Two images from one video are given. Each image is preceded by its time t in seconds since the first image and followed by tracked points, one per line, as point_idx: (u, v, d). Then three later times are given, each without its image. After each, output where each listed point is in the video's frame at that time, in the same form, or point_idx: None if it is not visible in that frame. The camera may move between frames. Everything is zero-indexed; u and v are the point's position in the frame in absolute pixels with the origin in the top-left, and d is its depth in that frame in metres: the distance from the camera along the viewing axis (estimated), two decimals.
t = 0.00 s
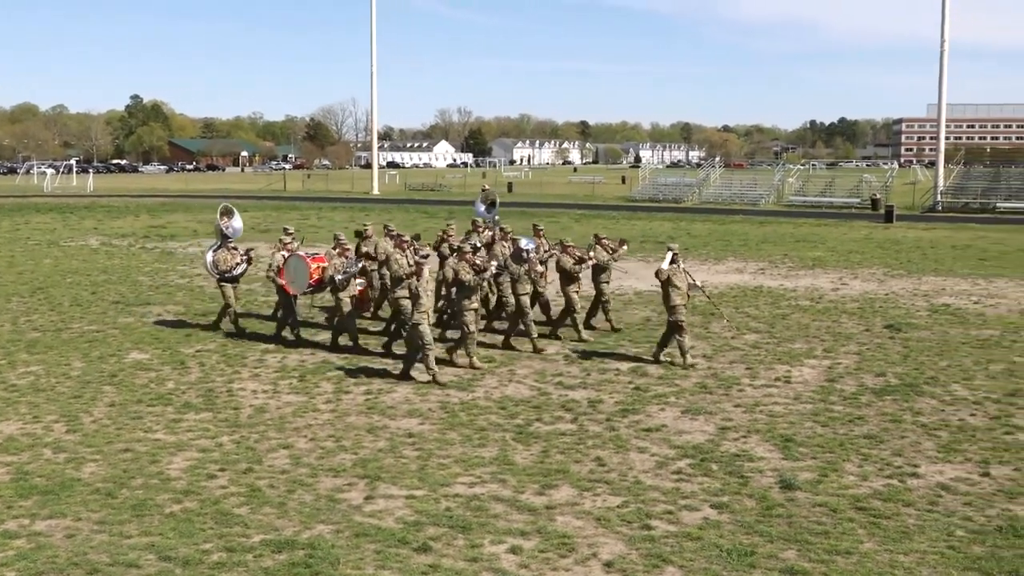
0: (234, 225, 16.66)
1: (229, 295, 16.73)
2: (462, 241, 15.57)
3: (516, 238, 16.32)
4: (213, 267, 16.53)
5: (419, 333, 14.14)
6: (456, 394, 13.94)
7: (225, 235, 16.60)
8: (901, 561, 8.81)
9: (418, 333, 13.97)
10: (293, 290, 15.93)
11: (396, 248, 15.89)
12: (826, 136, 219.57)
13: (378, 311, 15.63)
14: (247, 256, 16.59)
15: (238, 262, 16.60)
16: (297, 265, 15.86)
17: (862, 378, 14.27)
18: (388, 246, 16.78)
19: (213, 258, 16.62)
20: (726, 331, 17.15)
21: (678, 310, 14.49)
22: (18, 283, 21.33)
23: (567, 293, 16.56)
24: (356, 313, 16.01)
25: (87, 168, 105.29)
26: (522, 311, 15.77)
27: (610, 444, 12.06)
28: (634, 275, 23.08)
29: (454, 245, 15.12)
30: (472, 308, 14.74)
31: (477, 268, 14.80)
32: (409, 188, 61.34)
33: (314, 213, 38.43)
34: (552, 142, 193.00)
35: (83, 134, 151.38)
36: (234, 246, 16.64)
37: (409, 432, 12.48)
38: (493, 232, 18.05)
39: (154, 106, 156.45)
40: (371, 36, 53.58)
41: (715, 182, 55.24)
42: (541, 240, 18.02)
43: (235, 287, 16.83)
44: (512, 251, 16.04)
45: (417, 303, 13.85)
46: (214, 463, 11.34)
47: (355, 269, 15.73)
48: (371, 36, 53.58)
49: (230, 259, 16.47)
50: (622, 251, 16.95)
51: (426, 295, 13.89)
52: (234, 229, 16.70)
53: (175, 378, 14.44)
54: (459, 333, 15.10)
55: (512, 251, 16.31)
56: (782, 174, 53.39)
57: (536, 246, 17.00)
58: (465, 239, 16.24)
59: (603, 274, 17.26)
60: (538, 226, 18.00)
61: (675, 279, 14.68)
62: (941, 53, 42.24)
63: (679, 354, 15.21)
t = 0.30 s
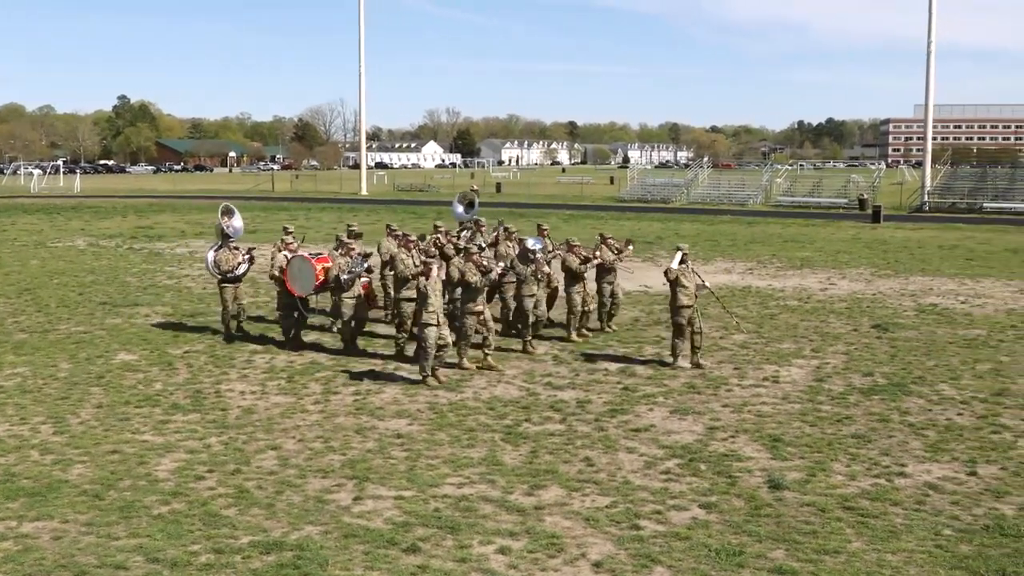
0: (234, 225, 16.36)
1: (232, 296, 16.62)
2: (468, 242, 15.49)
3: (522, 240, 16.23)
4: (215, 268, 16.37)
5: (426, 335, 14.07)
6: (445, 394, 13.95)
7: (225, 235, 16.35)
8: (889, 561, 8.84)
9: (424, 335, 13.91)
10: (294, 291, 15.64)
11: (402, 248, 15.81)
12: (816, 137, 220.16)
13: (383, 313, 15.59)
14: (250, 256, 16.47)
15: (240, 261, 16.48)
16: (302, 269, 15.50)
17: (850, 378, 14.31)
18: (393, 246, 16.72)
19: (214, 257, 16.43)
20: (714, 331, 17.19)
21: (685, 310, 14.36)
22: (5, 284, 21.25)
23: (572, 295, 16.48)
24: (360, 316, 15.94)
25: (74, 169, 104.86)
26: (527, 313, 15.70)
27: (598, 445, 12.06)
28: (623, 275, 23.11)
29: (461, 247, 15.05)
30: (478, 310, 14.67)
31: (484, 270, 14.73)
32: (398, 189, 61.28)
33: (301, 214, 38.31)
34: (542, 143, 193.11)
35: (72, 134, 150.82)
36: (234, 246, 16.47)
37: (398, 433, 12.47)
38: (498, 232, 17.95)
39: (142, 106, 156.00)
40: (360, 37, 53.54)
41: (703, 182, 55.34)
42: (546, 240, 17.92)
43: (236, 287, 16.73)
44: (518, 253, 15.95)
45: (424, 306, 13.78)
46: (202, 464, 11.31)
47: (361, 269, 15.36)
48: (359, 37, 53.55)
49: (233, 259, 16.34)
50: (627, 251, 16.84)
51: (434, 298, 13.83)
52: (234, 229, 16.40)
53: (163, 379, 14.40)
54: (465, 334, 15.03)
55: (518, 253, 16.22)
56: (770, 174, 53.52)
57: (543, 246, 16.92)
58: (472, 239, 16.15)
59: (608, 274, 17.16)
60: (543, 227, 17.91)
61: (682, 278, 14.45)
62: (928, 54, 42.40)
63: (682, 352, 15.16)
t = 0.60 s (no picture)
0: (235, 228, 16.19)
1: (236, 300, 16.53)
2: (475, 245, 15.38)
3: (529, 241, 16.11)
4: (218, 271, 16.27)
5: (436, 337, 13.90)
6: (433, 395, 13.94)
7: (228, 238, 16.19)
8: (876, 560, 8.86)
9: (434, 338, 13.78)
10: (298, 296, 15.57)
11: (408, 251, 15.65)
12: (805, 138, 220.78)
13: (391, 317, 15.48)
14: (253, 260, 16.36)
15: (244, 265, 16.37)
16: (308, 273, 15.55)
17: (836, 378, 14.35)
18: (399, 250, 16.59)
19: (217, 261, 16.30)
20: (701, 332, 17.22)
21: (696, 315, 14.17)
22: None
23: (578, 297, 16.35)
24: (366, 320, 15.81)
25: (59, 169, 104.18)
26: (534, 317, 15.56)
27: (586, 445, 12.07)
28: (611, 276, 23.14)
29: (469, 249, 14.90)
30: (486, 312, 14.47)
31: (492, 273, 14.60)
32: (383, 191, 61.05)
33: (287, 215, 38.20)
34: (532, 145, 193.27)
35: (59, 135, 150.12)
36: (236, 249, 16.36)
37: (386, 434, 12.46)
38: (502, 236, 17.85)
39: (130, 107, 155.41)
40: (347, 38, 53.46)
41: (691, 183, 55.42)
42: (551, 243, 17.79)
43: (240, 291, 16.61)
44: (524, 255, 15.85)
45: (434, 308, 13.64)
46: (189, 466, 11.28)
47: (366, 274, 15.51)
48: (347, 38, 53.46)
49: (236, 262, 16.23)
50: (633, 254, 16.75)
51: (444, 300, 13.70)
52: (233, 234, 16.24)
53: (149, 381, 14.35)
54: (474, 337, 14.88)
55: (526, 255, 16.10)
56: (757, 175, 53.65)
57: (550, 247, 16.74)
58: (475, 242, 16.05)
59: (613, 276, 17.07)
60: (548, 229, 17.78)
61: (693, 283, 14.19)
62: (914, 56, 42.58)
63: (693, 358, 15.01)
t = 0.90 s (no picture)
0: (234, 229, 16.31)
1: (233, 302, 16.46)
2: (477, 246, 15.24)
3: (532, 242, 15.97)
4: (217, 273, 16.22)
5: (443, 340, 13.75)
6: (415, 396, 13.93)
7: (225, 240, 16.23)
8: (858, 559, 8.90)
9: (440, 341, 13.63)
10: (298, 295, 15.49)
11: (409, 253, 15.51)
12: (791, 138, 221.58)
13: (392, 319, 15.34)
14: (250, 260, 16.32)
15: (241, 267, 16.33)
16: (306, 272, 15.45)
17: (818, 378, 14.40)
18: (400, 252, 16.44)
19: (215, 263, 16.26)
20: (684, 333, 17.26)
21: (704, 317, 14.16)
22: None
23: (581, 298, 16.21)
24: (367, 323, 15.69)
25: (40, 170, 103.55)
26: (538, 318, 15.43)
27: (569, 446, 12.07)
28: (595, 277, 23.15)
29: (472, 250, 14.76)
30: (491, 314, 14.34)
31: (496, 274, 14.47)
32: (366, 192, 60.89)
33: (269, 216, 38.09)
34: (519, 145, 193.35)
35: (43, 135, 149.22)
36: (235, 251, 16.33)
37: (368, 435, 12.45)
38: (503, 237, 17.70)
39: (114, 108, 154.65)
40: (330, 39, 53.34)
41: (674, 183, 55.54)
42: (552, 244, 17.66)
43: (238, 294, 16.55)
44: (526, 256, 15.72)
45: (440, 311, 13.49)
46: (171, 468, 11.25)
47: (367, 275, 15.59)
48: (329, 39, 53.35)
49: (234, 264, 16.17)
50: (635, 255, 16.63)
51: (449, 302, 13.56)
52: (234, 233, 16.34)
53: (131, 383, 14.29)
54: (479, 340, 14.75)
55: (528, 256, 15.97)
56: (739, 175, 53.80)
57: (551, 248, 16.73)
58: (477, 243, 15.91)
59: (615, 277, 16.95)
60: (548, 230, 17.67)
61: (699, 284, 14.29)
62: (895, 57, 42.79)
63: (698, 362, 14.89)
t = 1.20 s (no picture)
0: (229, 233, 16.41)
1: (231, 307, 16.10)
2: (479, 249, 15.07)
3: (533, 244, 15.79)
4: (215, 277, 15.86)
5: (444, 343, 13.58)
6: (398, 398, 13.92)
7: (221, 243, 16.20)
8: (839, 558, 8.93)
9: (441, 345, 13.47)
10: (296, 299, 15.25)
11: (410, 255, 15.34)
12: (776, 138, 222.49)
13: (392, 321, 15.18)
14: (248, 264, 16.04)
15: (240, 271, 16.02)
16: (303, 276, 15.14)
17: (800, 378, 14.46)
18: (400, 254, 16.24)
19: (212, 267, 15.91)
20: (666, 334, 17.30)
21: (708, 319, 14.03)
22: None
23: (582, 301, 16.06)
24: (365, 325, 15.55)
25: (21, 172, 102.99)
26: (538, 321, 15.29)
27: (552, 447, 12.08)
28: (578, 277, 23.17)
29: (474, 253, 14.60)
30: (494, 318, 14.18)
31: (500, 277, 14.30)
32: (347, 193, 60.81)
33: (249, 217, 38.03)
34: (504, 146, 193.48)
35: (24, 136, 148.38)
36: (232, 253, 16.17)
37: (351, 436, 12.43)
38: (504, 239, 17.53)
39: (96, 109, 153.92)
40: (311, 40, 53.26)
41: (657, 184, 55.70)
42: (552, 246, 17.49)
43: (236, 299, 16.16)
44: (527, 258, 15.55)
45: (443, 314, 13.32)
46: (153, 470, 11.20)
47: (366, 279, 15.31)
48: (310, 40, 53.27)
49: (232, 267, 15.85)
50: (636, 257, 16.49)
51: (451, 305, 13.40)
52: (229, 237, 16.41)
53: (112, 385, 14.22)
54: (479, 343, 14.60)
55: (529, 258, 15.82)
56: (721, 176, 53.98)
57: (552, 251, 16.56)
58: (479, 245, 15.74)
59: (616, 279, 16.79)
60: (548, 231, 17.51)
61: (704, 286, 14.13)
62: (876, 57, 43.03)
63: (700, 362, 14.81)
